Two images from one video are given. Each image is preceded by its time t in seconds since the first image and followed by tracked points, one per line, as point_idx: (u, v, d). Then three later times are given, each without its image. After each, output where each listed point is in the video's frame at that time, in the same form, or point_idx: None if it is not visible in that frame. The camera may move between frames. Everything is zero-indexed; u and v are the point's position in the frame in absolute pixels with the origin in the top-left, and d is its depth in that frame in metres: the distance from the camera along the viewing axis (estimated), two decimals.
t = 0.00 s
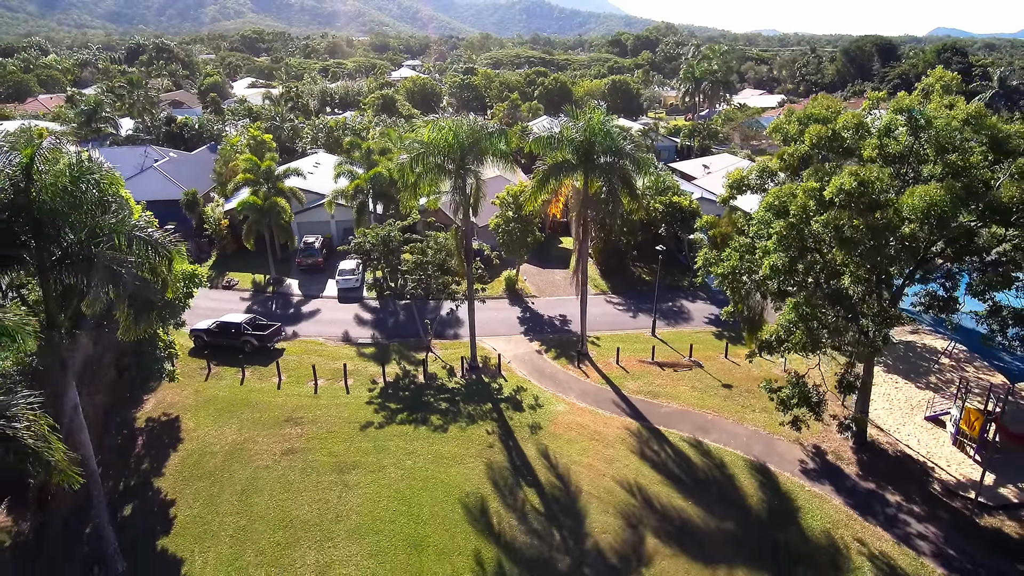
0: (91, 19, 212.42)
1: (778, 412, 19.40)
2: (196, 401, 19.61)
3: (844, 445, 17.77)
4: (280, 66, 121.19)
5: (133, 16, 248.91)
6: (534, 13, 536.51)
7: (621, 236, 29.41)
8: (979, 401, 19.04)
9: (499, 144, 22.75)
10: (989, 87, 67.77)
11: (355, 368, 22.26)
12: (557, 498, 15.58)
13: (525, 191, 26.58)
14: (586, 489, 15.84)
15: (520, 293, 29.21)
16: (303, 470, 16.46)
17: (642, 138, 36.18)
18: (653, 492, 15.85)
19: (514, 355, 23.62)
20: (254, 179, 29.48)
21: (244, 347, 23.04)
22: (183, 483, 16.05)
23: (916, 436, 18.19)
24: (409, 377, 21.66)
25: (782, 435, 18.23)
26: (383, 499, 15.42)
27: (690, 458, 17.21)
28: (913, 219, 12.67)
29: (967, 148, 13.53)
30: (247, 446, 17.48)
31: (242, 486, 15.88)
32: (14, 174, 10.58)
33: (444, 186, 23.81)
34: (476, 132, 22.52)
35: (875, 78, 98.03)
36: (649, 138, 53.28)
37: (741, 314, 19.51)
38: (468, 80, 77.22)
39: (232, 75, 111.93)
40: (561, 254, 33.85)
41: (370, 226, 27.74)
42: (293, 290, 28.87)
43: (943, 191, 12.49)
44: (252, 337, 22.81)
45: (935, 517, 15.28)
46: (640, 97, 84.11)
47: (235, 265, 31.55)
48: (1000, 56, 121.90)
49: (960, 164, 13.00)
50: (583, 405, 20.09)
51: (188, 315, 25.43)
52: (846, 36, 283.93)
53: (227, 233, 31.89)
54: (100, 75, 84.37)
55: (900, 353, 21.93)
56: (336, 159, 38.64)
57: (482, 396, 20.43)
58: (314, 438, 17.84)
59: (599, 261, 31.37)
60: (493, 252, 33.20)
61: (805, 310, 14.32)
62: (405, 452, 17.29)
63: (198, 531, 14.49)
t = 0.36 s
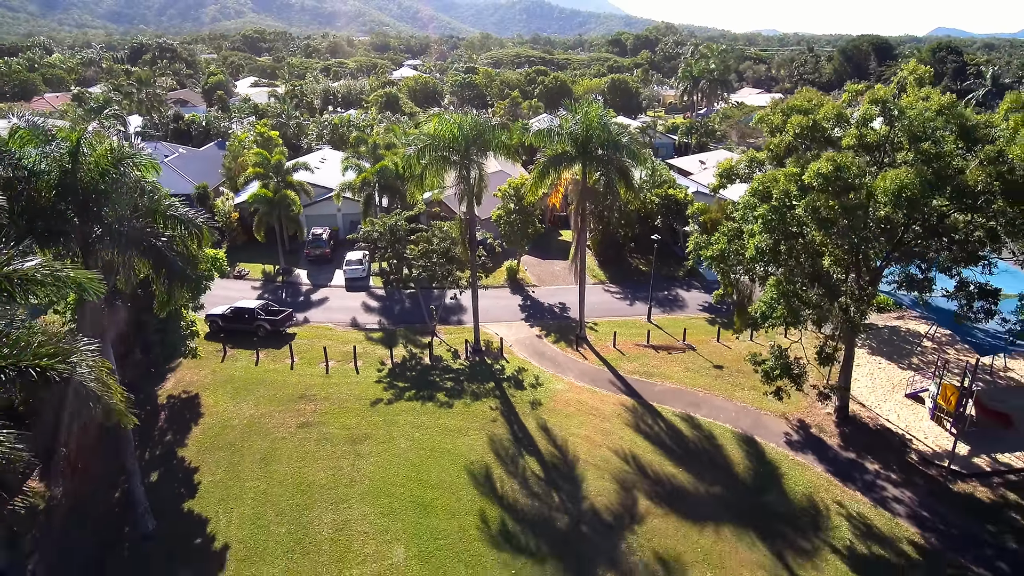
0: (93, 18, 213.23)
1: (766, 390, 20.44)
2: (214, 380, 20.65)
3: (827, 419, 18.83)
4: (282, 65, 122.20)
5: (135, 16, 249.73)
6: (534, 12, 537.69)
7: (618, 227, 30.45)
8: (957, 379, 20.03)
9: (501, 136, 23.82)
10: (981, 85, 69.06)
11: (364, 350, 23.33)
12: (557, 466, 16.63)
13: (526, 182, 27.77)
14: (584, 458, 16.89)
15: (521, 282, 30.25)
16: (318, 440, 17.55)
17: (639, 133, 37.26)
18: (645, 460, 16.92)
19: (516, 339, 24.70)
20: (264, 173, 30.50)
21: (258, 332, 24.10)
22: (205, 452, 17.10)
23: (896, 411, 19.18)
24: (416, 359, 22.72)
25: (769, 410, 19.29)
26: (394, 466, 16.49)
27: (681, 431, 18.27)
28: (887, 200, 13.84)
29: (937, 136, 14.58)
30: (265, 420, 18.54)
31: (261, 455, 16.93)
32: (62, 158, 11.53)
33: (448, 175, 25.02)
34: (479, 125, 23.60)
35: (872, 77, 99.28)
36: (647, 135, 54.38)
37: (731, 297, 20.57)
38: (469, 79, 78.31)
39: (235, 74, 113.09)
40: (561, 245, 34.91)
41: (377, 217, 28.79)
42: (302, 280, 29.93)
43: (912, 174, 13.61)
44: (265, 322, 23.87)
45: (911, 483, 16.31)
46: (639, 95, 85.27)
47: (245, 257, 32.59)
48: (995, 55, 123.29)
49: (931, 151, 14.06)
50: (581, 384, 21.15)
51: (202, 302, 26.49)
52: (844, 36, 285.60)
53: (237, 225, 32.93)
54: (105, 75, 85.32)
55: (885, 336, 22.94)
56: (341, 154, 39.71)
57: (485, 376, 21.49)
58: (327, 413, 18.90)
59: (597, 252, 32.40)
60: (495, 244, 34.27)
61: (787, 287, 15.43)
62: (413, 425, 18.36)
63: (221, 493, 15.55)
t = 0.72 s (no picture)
0: (94, 19, 214.24)
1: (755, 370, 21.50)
2: (230, 361, 21.72)
3: (812, 397, 19.89)
4: (284, 65, 123.27)
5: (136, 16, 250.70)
6: (534, 13, 538.87)
7: (616, 220, 31.42)
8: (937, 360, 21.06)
9: (504, 130, 24.89)
10: (974, 83, 70.17)
11: (372, 335, 24.40)
12: (556, 438, 17.71)
13: (528, 175, 28.83)
14: (582, 432, 17.97)
15: (522, 273, 31.30)
16: (331, 415, 18.62)
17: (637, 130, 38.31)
18: (639, 434, 17.98)
19: (517, 325, 25.79)
20: (274, 167, 31.54)
21: (270, 318, 25.17)
22: (225, 425, 18.17)
23: (879, 390, 20.23)
24: (422, 343, 23.80)
25: (758, 389, 20.37)
26: (403, 438, 17.55)
27: (674, 408, 19.36)
28: (864, 184, 14.82)
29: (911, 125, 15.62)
30: (281, 397, 19.60)
31: (278, 429, 17.98)
32: (104, 144, 12.61)
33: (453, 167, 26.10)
34: (483, 119, 24.68)
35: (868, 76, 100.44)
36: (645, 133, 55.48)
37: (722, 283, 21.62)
38: (470, 78, 79.53)
39: (237, 73, 114.19)
40: (560, 238, 35.98)
41: (383, 209, 29.83)
42: (310, 270, 30.99)
43: (888, 161, 14.59)
44: (277, 309, 24.96)
45: (889, 454, 17.36)
46: (637, 94, 86.48)
47: (255, 249, 33.64)
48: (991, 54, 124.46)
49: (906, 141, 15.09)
50: (580, 365, 22.21)
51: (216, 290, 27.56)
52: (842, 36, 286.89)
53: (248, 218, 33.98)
54: (109, 73, 86.29)
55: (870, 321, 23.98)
56: (347, 150, 40.78)
57: (488, 359, 22.56)
58: (339, 391, 19.97)
59: (596, 243, 33.36)
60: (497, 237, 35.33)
61: (771, 268, 16.57)
62: (421, 402, 19.43)
63: (243, 461, 16.60)
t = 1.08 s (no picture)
0: (96, 19, 215.39)
1: (745, 353, 22.64)
2: (246, 344, 22.85)
3: (798, 376, 21.05)
4: (286, 65, 124.33)
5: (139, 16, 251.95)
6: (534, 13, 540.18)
7: (614, 212, 32.57)
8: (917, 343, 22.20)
9: (506, 124, 26.01)
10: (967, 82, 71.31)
11: (380, 321, 25.55)
12: (556, 413, 18.85)
13: (528, 169, 30.00)
14: (580, 407, 19.12)
15: (523, 264, 32.43)
16: (344, 392, 19.78)
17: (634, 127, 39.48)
18: (633, 409, 19.14)
19: (519, 312, 26.94)
20: (283, 163, 32.63)
21: (282, 305, 26.30)
22: (244, 401, 19.31)
23: (861, 370, 21.38)
24: (427, 328, 24.94)
25: (747, 369, 21.52)
26: (412, 413, 18.69)
27: (667, 386, 20.51)
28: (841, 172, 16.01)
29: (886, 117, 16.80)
30: (295, 376, 20.75)
31: (294, 404, 19.12)
32: (140, 133, 13.72)
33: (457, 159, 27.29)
34: (486, 114, 25.81)
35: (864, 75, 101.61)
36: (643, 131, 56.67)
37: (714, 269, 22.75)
38: (471, 77, 80.74)
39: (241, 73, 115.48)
40: (560, 231, 37.13)
41: (389, 202, 30.94)
42: (319, 262, 32.11)
43: (863, 150, 15.77)
44: (289, 297, 26.09)
45: (868, 427, 18.51)
46: (636, 93, 87.68)
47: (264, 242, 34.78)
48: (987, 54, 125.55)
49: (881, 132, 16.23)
50: (578, 348, 23.36)
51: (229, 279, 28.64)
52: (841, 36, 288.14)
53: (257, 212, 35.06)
54: (115, 73, 87.45)
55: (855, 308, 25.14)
56: (352, 146, 41.92)
57: (491, 342, 23.70)
58: (350, 371, 21.11)
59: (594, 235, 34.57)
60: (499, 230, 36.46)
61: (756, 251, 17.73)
62: (428, 380, 20.57)
63: (262, 433, 17.73)
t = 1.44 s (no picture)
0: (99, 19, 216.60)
1: (735, 338, 23.75)
2: (260, 329, 23.94)
3: (785, 358, 22.15)
4: (289, 65, 125.26)
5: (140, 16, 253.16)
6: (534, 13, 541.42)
7: (611, 206, 33.75)
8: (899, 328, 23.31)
9: (507, 120, 27.08)
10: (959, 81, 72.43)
11: (387, 309, 26.65)
12: (555, 391, 19.96)
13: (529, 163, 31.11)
14: (578, 387, 20.22)
15: (524, 256, 33.55)
16: (355, 373, 20.89)
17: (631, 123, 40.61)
18: (628, 388, 20.25)
19: (520, 301, 28.04)
20: (291, 159, 33.70)
21: (293, 295, 27.38)
22: (260, 380, 20.41)
23: (845, 353, 22.48)
24: (432, 315, 26.03)
25: (737, 353, 22.63)
26: (419, 392, 19.79)
27: (660, 368, 21.62)
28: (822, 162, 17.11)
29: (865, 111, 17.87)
30: (307, 358, 21.85)
31: (307, 384, 20.22)
32: (169, 124, 14.73)
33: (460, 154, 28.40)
34: (488, 109, 26.90)
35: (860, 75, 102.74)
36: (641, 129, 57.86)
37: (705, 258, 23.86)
38: (473, 76, 81.95)
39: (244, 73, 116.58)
40: (559, 225, 38.23)
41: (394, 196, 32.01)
42: (326, 254, 33.19)
43: (842, 142, 16.88)
44: (300, 286, 27.17)
45: (850, 404, 19.62)
46: (634, 92, 88.82)
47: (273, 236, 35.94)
48: (983, 53, 126.65)
49: (860, 125, 17.31)
50: (577, 334, 24.47)
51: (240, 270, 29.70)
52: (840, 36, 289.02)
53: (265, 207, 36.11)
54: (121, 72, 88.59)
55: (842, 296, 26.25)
56: (357, 144, 43.05)
57: (493, 328, 24.80)
58: (360, 354, 22.22)
59: (592, 228, 35.72)
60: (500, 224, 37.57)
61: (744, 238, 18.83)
62: (434, 362, 21.67)
63: (278, 409, 18.82)
